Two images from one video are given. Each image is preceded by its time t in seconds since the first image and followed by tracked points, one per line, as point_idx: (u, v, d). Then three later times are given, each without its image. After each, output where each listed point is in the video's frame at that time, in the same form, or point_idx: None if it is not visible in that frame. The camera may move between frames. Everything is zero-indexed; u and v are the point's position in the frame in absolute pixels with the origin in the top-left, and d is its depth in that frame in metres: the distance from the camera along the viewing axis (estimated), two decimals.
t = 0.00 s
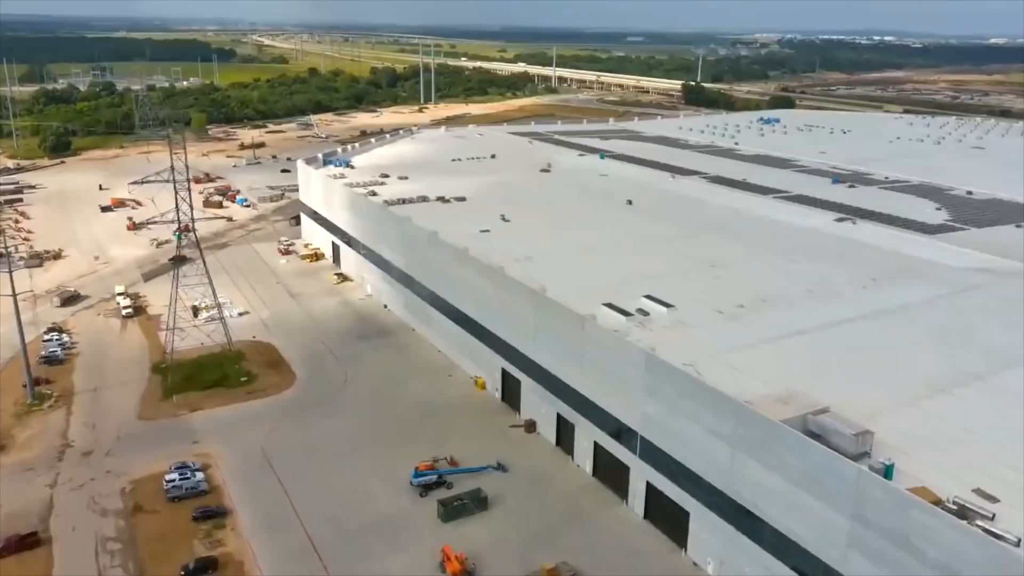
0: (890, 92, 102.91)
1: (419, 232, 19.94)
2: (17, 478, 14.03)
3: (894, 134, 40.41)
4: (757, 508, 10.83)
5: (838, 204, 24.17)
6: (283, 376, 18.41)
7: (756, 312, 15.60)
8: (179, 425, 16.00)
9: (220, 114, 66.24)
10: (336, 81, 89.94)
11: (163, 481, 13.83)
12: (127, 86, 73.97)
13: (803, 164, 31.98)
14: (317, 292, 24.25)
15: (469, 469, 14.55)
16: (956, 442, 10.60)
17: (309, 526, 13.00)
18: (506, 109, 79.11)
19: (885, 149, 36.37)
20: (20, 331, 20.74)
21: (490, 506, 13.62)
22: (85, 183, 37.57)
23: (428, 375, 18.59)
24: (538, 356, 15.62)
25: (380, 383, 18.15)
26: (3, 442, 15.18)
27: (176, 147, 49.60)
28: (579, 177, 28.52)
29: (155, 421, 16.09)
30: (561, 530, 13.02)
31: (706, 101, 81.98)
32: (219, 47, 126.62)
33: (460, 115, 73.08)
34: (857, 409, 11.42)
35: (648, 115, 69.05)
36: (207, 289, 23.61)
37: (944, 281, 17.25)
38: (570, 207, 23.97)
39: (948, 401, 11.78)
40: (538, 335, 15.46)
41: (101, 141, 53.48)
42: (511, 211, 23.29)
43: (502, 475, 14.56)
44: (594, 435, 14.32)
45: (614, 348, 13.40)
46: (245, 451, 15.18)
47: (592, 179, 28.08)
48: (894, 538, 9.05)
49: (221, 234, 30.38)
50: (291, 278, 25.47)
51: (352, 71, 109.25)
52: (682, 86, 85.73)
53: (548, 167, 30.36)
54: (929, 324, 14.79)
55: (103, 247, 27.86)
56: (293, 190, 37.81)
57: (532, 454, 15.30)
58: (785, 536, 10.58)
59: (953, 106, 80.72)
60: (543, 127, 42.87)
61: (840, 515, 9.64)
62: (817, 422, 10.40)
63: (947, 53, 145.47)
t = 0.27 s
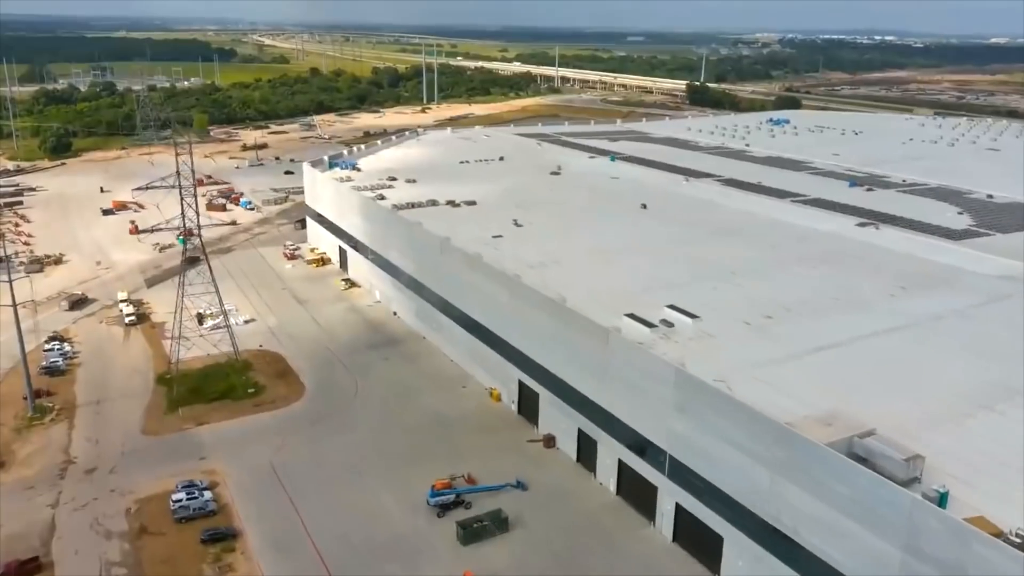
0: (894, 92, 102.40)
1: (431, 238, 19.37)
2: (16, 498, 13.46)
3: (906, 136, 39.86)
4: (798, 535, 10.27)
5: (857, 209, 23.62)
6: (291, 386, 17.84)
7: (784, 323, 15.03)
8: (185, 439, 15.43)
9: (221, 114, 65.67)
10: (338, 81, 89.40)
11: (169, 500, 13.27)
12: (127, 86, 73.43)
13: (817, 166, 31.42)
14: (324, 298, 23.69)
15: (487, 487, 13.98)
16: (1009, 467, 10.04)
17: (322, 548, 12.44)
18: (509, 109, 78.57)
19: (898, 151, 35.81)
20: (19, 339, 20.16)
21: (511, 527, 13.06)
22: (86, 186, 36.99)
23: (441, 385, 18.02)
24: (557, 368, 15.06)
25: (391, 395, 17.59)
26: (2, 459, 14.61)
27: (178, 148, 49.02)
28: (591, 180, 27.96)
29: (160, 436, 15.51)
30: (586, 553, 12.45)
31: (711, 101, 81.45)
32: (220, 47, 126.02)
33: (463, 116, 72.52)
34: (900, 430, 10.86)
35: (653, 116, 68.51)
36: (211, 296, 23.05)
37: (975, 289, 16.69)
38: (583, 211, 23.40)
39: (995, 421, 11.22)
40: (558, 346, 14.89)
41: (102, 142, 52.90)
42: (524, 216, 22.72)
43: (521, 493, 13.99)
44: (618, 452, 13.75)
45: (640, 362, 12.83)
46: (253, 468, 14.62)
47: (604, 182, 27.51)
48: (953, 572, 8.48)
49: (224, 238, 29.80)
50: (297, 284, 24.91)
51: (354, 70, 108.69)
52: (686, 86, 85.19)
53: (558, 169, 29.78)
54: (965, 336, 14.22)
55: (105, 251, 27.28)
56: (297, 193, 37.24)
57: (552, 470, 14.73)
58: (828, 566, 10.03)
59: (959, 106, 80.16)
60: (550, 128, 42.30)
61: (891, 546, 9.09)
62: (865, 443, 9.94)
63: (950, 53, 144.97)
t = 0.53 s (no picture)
0: (899, 92, 101.92)
1: (444, 245, 18.81)
2: (16, 519, 12.88)
3: (919, 137, 39.33)
4: (846, 566, 9.75)
5: (878, 213, 23.08)
6: (301, 398, 17.28)
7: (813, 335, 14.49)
8: (192, 455, 14.85)
9: (223, 115, 65.10)
10: (339, 81, 88.84)
11: (176, 522, 12.71)
12: (128, 87, 72.80)
13: (832, 169, 30.89)
14: (332, 305, 23.14)
15: (508, 508, 13.43)
16: None
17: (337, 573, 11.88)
18: (513, 109, 77.96)
19: (913, 153, 35.29)
20: (19, 348, 19.59)
21: (535, 550, 12.51)
22: (87, 189, 36.42)
23: (455, 397, 17.47)
24: (579, 382, 14.50)
25: (404, 408, 17.02)
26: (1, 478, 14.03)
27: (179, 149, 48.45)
28: (603, 183, 27.40)
29: (165, 452, 14.93)
30: None
31: (717, 102, 81.03)
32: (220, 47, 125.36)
33: (467, 117, 71.92)
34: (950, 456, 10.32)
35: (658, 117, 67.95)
36: (217, 303, 22.47)
37: (1010, 299, 16.14)
38: (597, 216, 22.85)
39: None
40: (579, 360, 14.32)
41: (103, 143, 52.30)
42: (537, 221, 22.18)
43: (543, 513, 13.44)
44: (645, 472, 13.20)
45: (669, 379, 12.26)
46: (263, 487, 14.07)
47: (617, 186, 26.97)
48: None
49: (228, 242, 29.23)
50: (303, 290, 24.34)
51: (355, 71, 108.14)
52: (691, 87, 84.61)
53: (569, 172, 29.19)
54: (1004, 350, 13.67)
55: (107, 256, 26.71)
56: (301, 195, 36.66)
57: (574, 488, 14.18)
58: None
59: (966, 107, 79.55)
60: (558, 130, 41.76)
61: None
62: (916, 470, 9.36)
63: (954, 52, 144.44)
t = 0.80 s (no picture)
0: (903, 92, 101.46)
1: (456, 251, 18.23)
2: (15, 542, 12.32)
3: (931, 138, 38.82)
4: None
5: (898, 217, 22.54)
6: (309, 410, 16.72)
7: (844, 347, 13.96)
8: (197, 472, 14.28)
9: (224, 116, 64.51)
10: (341, 81, 88.29)
11: (183, 545, 12.15)
12: (128, 87, 72.18)
13: (846, 172, 30.38)
14: (339, 311, 22.59)
15: (528, 529, 12.87)
16: None
17: None
18: (516, 110, 77.39)
19: (926, 154, 34.76)
20: (18, 358, 19.03)
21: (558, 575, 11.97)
22: (87, 192, 35.86)
23: (469, 409, 16.91)
24: (600, 396, 13.93)
25: (416, 421, 16.45)
26: None
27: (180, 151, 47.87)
28: (614, 186, 26.87)
29: (169, 469, 14.37)
30: None
31: (721, 102, 80.55)
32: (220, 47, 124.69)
33: (470, 117, 71.33)
34: (1001, 480, 9.79)
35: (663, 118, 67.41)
36: (220, 310, 21.88)
37: None
38: (610, 220, 22.31)
39: None
40: (601, 373, 13.76)
41: (103, 144, 51.70)
42: (549, 225, 21.64)
43: (565, 534, 12.90)
44: (671, 492, 12.66)
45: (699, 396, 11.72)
46: (272, 505, 13.50)
47: (629, 189, 26.43)
48: None
49: (232, 246, 28.67)
50: (309, 296, 23.76)
51: (356, 71, 107.55)
52: (694, 86, 84.06)
53: (579, 175, 28.61)
54: None
55: (108, 262, 26.16)
56: (305, 198, 36.08)
57: (597, 507, 13.64)
58: None
59: (973, 107, 79.02)
60: (565, 131, 41.22)
61: None
62: (972, 499, 8.82)
63: (957, 52, 143.94)
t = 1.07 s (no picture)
0: (908, 93, 100.99)
1: (470, 259, 17.64)
2: (14, 569, 11.72)
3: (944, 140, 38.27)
4: None
5: (921, 223, 21.99)
6: (319, 425, 16.14)
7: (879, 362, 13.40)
8: (204, 493, 13.69)
9: (226, 116, 63.91)
10: (343, 81, 87.76)
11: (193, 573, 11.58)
12: (128, 87, 71.56)
13: (861, 175, 29.83)
14: (347, 319, 22.02)
15: (552, 554, 12.30)
16: None
17: None
18: (519, 110, 76.85)
19: (942, 156, 34.21)
20: (18, 369, 18.44)
21: None
22: (88, 195, 35.28)
23: (484, 423, 16.33)
24: (626, 413, 13.36)
25: (430, 435, 15.85)
26: None
27: (182, 152, 47.28)
28: (627, 189, 26.31)
29: (174, 489, 13.77)
30: None
31: (726, 103, 80.04)
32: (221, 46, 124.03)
33: (473, 117, 70.80)
34: None
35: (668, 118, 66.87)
36: (224, 318, 21.31)
37: None
38: (626, 225, 21.73)
39: None
40: (627, 388, 13.18)
41: (103, 145, 51.09)
42: (563, 231, 21.06)
43: (591, 559, 12.33)
44: (703, 516, 12.10)
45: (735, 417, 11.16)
46: (283, 528, 12.91)
47: (642, 193, 25.86)
48: None
49: (236, 250, 28.09)
50: (316, 302, 23.15)
51: (357, 70, 106.95)
52: (699, 86, 83.50)
53: (591, 178, 28.01)
54: None
55: (110, 267, 25.58)
56: (309, 201, 35.50)
57: (622, 530, 13.07)
58: None
59: (980, 108, 78.44)
60: (572, 132, 40.65)
61: None
62: None
63: (961, 52, 143.42)
